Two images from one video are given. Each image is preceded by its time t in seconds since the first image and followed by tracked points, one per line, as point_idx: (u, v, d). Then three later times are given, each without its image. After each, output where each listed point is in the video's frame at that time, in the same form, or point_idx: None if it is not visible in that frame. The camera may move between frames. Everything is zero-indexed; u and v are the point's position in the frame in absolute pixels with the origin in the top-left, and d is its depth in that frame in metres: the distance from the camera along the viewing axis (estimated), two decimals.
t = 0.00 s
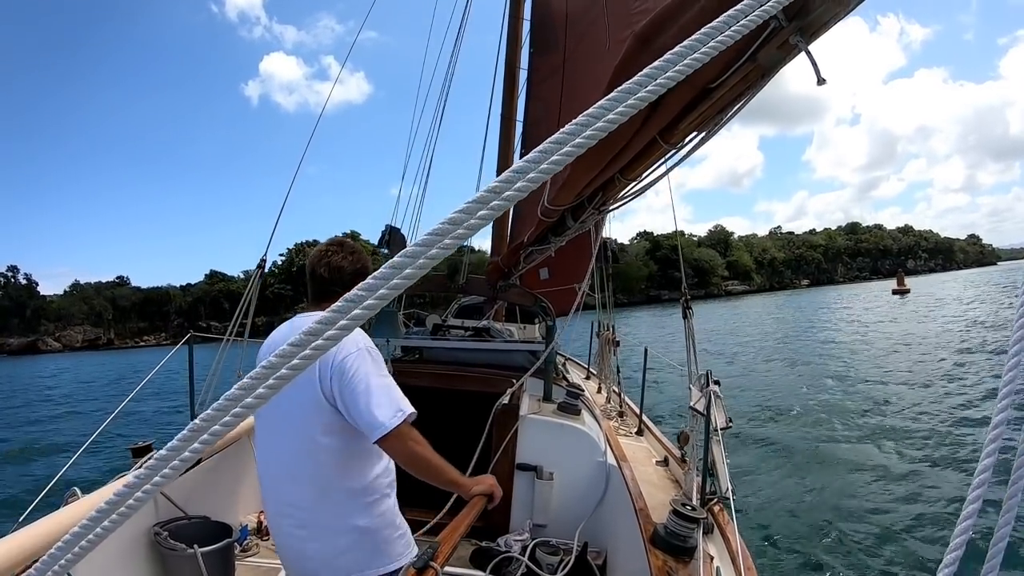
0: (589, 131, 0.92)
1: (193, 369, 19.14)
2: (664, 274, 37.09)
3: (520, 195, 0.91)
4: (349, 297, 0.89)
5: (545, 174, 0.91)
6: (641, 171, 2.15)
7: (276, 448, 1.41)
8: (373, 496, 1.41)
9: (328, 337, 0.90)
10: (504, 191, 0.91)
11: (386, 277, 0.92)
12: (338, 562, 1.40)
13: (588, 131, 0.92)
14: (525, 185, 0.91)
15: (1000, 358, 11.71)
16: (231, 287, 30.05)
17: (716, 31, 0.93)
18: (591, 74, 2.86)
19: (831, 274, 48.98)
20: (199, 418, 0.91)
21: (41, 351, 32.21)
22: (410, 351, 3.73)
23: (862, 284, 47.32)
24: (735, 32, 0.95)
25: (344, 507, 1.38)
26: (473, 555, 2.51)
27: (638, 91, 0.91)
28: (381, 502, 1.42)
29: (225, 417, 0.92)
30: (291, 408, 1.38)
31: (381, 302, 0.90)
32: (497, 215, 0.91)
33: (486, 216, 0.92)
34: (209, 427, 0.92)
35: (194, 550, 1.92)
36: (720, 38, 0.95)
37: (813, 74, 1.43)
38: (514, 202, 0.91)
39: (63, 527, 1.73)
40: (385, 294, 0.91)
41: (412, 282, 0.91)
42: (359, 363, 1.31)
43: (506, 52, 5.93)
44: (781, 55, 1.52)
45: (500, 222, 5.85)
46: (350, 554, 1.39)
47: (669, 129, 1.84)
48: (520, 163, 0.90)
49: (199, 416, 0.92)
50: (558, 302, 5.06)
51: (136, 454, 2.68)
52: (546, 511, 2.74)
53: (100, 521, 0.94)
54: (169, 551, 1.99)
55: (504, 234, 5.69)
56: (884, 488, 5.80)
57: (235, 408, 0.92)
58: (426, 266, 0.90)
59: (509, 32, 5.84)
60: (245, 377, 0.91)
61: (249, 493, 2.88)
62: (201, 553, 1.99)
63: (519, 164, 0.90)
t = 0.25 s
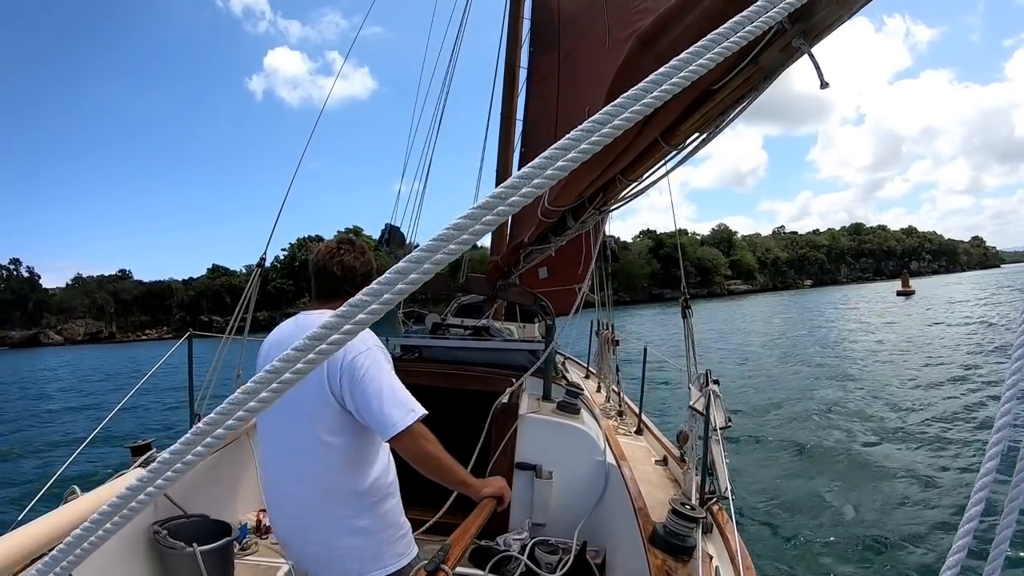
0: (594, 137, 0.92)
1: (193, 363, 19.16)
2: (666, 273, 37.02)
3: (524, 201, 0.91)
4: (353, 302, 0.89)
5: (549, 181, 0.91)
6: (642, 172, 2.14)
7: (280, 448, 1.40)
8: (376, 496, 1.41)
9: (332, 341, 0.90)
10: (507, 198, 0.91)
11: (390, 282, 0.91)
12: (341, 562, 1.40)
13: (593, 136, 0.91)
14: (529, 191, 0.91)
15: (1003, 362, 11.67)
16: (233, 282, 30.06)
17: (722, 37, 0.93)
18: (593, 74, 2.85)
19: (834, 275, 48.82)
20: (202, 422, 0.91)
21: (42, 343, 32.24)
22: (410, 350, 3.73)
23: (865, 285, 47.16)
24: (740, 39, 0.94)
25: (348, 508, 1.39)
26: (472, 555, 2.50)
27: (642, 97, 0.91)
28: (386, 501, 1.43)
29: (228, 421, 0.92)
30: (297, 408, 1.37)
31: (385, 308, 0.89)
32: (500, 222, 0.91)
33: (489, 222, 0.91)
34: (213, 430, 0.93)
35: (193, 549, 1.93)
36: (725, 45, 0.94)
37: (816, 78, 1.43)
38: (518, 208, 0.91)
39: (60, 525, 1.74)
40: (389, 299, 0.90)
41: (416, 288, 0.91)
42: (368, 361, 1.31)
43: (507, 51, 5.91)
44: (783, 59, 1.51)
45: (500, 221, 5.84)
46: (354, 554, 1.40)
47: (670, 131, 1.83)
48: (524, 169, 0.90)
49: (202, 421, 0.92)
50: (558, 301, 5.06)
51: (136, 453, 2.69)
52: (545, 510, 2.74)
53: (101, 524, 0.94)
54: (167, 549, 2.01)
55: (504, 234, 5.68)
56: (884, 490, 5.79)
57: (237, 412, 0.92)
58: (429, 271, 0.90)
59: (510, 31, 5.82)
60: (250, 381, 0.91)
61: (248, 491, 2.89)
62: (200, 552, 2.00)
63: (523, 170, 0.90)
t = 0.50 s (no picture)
0: (593, 137, 0.92)
1: (195, 359, 19.20)
2: (668, 273, 36.98)
3: (524, 200, 0.91)
4: (353, 301, 0.90)
5: (548, 180, 0.91)
6: (642, 171, 2.14)
7: (282, 447, 1.41)
8: (377, 497, 1.42)
9: (332, 339, 0.90)
10: (506, 198, 0.91)
11: (390, 280, 0.91)
12: (342, 561, 1.41)
13: (592, 136, 0.92)
14: (529, 190, 0.91)
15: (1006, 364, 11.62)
16: (235, 278, 30.09)
17: (722, 36, 0.93)
18: (593, 73, 2.84)
19: (837, 276, 48.70)
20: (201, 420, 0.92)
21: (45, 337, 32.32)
22: (409, 348, 3.74)
23: (868, 287, 47.06)
24: (741, 38, 0.94)
25: (349, 508, 1.39)
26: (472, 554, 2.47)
27: (642, 97, 0.91)
28: (388, 500, 1.44)
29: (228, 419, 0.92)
30: (300, 408, 1.37)
31: (385, 306, 0.90)
32: (499, 222, 0.91)
33: (489, 220, 0.91)
34: (213, 427, 0.93)
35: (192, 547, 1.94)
36: (725, 44, 0.94)
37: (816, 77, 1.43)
38: (517, 208, 0.91)
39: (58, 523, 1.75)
40: (389, 297, 0.91)
41: (416, 286, 0.91)
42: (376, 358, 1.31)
43: (506, 49, 5.91)
44: (783, 59, 1.51)
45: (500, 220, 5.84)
46: (354, 554, 1.40)
47: (670, 130, 1.84)
48: (524, 168, 0.90)
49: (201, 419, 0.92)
50: (557, 300, 5.06)
51: (135, 451, 2.70)
52: (544, 509, 2.73)
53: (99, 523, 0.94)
54: (166, 547, 2.02)
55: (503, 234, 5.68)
56: (884, 492, 5.78)
57: (238, 409, 0.92)
58: (430, 269, 0.90)
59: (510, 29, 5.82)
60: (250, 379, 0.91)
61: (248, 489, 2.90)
62: (199, 550, 2.01)
63: (523, 168, 0.90)
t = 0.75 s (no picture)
0: (592, 136, 0.91)
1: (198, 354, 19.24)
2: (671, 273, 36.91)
3: (523, 198, 0.90)
4: (352, 299, 0.90)
5: (548, 179, 0.91)
6: (641, 169, 2.14)
7: (282, 444, 1.41)
8: (377, 495, 1.42)
9: (332, 336, 0.90)
10: (505, 196, 0.91)
11: (389, 278, 0.91)
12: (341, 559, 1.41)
13: (592, 134, 0.91)
14: (529, 188, 0.91)
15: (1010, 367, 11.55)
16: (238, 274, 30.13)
17: (723, 34, 0.92)
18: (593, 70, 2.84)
19: (842, 278, 48.53)
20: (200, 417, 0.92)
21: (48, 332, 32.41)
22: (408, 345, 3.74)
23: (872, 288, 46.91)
24: (742, 36, 0.94)
25: (349, 506, 1.39)
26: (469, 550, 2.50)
27: (641, 95, 0.91)
28: (387, 499, 1.44)
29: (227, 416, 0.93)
30: (301, 405, 1.37)
31: (384, 304, 0.90)
32: (498, 220, 0.91)
33: (489, 218, 0.91)
34: (211, 425, 0.93)
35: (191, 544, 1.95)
36: (725, 43, 0.94)
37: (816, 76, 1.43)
38: (516, 207, 0.91)
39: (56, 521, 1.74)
40: (388, 295, 0.91)
41: (416, 284, 0.91)
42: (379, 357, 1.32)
43: (506, 46, 5.90)
44: (783, 57, 1.51)
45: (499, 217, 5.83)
46: (353, 551, 1.41)
47: (670, 128, 1.83)
48: (524, 166, 0.90)
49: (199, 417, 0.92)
50: (557, 298, 5.06)
51: (134, 448, 2.70)
52: (542, 507, 2.73)
53: (97, 520, 0.94)
54: (165, 544, 2.03)
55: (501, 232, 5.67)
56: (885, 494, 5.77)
57: (237, 405, 0.93)
58: (429, 267, 0.90)
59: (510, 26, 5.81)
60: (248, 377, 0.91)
61: (246, 486, 2.90)
62: (198, 547, 2.02)
63: (523, 166, 0.90)
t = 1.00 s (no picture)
0: (597, 141, 0.91)
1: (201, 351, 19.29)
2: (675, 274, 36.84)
3: (529, 203, 0.90)
4: (356, 303, 0.90)
5: (552, 184, 0.91)
6: (642, 168, 2.14)
7: (287, 441, 1.41)
8: (380, 492, 1.43)
9: (337, 341, 0.90)
10: (510, 201, 0.91)
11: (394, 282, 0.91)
12: (344, 557, 1.41)
13: (597, 139, 0.91)
14: (534, 193, 0.91)
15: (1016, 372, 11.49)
16: (242, 271, 30.19)
17: (727, 39, 0.92)
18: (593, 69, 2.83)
19: (847, 280, 48.36)
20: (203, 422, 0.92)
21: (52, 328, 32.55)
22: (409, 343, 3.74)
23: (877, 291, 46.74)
24: (747, 40, 0.94)
25: (353, 503, 1.40)
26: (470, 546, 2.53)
27: (647, 100, 0.90)
28: (390, 496, 1.45)
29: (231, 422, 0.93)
30: (306, 402, 1.37)
31: (389, 308, 0.90)
32: (502, 225, 0.91)
33: (493, 223, 0.91)
34: (215, 428, 0.93)
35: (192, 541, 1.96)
36: (731, 47, 0.93)
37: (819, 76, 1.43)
38: (521, 212, 0.91)
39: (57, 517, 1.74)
40: (392, 300, 0.90)
41: (421, 289, 0.91)
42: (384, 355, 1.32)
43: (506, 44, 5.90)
44: (786, 56, 1.51)
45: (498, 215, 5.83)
46: (356, 549, 1.41)
47: (671, 127, 1.84)
48: (529, 171, 0.90)
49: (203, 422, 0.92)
50: (556, 295, 5.07)
51: (134, 445, 2.71)
52: (542, 504, 2.73)
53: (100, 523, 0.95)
54: (164, 542, 2.03)
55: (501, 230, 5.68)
56: (888, 497, 5.75)
57: (241, 411, 0.93)
58: (436, 271, 0.90)
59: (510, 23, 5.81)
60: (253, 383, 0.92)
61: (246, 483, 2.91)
62: (199, 544, 2.03)
63: (528, 171, 0.90)
